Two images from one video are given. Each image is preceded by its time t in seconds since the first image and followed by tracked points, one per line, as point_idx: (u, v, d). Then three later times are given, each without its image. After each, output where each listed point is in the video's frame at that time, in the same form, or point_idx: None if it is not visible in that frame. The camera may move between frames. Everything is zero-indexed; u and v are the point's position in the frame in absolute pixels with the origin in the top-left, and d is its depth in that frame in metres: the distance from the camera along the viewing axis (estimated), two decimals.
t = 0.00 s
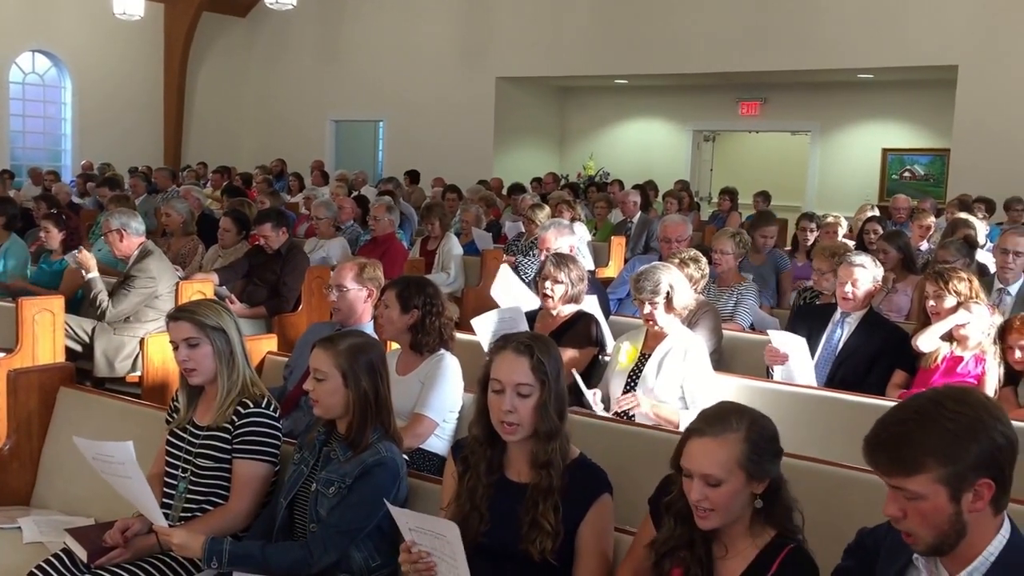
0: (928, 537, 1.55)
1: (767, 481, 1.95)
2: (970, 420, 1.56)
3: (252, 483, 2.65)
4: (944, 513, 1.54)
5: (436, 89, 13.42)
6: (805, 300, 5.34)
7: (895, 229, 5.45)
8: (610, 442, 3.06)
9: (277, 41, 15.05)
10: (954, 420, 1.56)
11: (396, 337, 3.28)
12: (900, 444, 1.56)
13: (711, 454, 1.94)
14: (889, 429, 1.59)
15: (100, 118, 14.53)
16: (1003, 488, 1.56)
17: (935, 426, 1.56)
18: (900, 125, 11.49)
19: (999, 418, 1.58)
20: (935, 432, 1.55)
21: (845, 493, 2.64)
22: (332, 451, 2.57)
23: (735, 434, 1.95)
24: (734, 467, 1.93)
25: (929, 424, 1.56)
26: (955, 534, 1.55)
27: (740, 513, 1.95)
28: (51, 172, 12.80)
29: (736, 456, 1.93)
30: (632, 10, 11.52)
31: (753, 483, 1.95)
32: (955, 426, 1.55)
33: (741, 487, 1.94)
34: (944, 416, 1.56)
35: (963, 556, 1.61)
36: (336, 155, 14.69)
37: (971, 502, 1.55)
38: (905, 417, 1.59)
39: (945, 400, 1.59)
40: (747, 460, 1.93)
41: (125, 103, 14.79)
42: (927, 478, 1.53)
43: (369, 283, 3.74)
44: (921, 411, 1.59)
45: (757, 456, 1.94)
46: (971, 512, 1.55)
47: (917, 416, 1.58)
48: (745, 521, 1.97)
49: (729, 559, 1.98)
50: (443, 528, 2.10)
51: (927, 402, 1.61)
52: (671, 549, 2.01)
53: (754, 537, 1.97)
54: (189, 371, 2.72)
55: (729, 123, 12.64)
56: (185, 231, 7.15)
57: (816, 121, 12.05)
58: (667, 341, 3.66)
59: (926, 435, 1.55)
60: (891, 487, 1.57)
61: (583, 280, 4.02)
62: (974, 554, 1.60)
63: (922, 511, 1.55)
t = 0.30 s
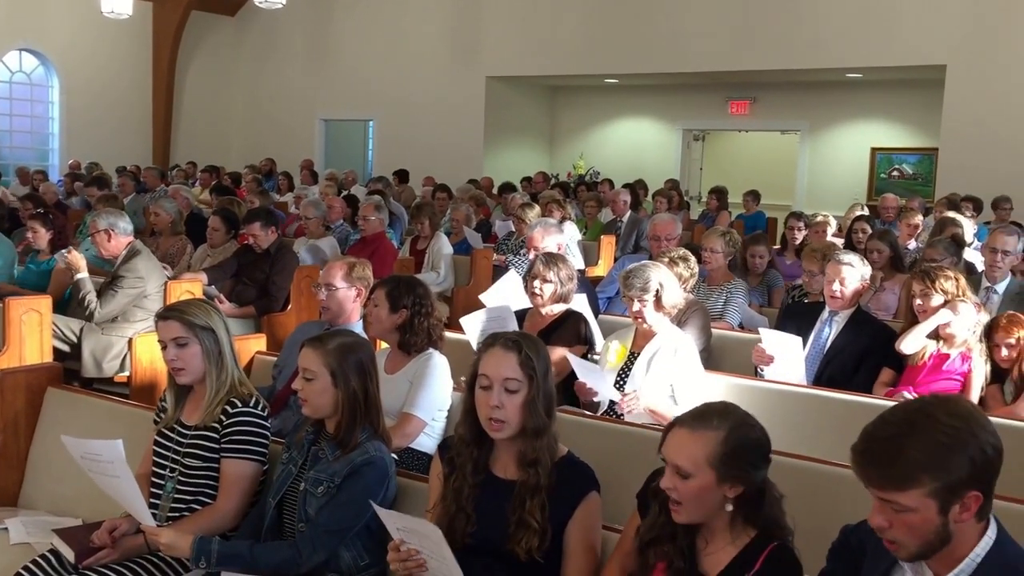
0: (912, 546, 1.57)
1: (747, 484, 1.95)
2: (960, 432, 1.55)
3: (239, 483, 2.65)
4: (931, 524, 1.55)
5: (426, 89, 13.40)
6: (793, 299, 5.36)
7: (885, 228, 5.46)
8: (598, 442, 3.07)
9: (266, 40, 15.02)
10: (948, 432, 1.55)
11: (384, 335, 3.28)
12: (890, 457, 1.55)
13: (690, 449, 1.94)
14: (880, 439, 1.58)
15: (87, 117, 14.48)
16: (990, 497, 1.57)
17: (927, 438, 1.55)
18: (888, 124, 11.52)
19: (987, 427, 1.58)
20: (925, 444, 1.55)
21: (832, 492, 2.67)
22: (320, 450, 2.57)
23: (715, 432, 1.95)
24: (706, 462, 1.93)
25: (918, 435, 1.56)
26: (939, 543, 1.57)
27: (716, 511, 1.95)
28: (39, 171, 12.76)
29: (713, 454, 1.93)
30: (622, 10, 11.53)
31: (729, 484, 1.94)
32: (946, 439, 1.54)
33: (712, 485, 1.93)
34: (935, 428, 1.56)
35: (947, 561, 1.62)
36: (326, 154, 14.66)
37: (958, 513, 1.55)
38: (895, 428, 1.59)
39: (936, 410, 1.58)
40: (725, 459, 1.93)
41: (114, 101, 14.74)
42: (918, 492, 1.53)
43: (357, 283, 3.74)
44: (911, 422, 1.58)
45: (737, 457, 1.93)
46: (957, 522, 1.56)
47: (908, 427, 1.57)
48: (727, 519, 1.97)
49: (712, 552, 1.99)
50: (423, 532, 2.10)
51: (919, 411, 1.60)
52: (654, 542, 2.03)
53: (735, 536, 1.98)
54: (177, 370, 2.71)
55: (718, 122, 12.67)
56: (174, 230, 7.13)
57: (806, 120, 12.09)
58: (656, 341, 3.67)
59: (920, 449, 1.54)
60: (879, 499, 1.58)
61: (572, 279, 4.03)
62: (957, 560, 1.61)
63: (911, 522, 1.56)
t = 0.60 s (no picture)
0: (892, 547, 1.58)
1: (734, 481, 1.96)
2: (934, 434, 1.56)
3: (227, 483, 2.64)
4: (910, 525, 1.56)
5: (415, 89, 13.39)
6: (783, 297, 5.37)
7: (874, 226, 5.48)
8: (587, 440, 3.08)
9: (255, 39, 14.98)
10: (921, 434, 1.56)
11: (373, 335, 3.28)
12: (866, 459, 1.56)
13: (673, 446, 1.95)
14: (855, 442, 1.59)
15: (75, 116, 14.41)
16: (967, 496, 1.58)
17: (902, 439, 1.56)
18: (877, 123, 11.56)
19: (963, 427, 1.58)
20: (901, 447, 1.55)
21: (817, 489, 2.69)
22: (309, 450, 2.56)
23: (697, 430, 1.96)
24: (691, 460, 1.94)
25: (894, 437, 1.56)
26: (919, 544, 1.58)
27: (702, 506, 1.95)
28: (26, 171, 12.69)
29: (698, 453, 1.93)
30: (611, 9, 11.54)
31: (715, 483, 1.95)
32: (919, 441, 1.55)
33: (699, 483, 1.94)
34: (910, 431, 1.56)
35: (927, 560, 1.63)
36: (315, 154, 14.64)
37: (936, 513, 1.56)
38: (871, 428, 1.60)
39: (909, 412, 1.59)
40: (711, 456, 1.94)
41: (102, 101, 14.68)
42: (894, 494, 1.54)
43: (346, 282, 3.74)
44: (887, 425, 1.59)
45: (723, 455, 1.94)
46: (935, 522, 1.57)
47: (883, 429, 1.58)
48: (712, 514, 1.98)
49: (697, 548, 1.99)
50: (407, 540, 2.10)
51: (892, 413, 1.61)
52: (639, 539, 2.04)
53: (720, 533, 1.98)
54: (166, 370, 2.70)
55: (708, 121, 12.69)
56: (162, 230, 7.11)
57: (795, 118, 12.12)
58: (645, 339, 3.68)
59: (895, 450, 1.55)
60: (858, 501, 1.58)
61: (561, 278, 4.04)
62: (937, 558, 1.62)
63: (889, 524, 1.57)
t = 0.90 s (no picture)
0: (873, 547, 1.60)
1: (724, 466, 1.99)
2: (908, 434, 1.57)
3: (215, 482, 2.64)
4: (888, 525, 1.58)
5: (404, 88, 13.38)
6: (772, 296, 5.39)
7: (862, 225, 5.50)
8: (574, 437, 3.09)
9: (244, 37, 14.94)
10: (896, 435, 1.57)
11: (362, 335, 3.27)
12: (842, 460, 1.57)
13: (671, 441, 1.96)
14: (832, 445, 1.60)
15: (62, 115, 14.35)
16: (943, 494, 1.59)
17: (877, 439, 1.57)
18: (866, 122, 11.60)
19: (937, 425, 1.60)
20: (877, 447, 1.56)
21: (803, 486, 2.71)
22: (297, 449, 2.56)
23: (694, 421, 1.97)
24: (693, 452, 1.96)
25: (871, 439, 1.57)
26: (898, 543, 1.60)
27: (701, 499, 1.98)
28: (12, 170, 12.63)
29: (697, 443, 1.96)
30: (601, 9, 11.54)
31: (710, 469, 1.98)
32: (894, 441, 1.56)
33: (697, 474, 1.97)
34: (886, 431, 1.57)
35: (908, 558, 1.65)
36: (304, 153, 14.60)
37: (913, 511, 1.58)
38: (848, 428, 1.60)
39: (885, 413, 1.60)
40: (706, 447, 1.96)
41: (89, 100, 14.62)
42: (872, 495, 1.55)
43: (335, 281, 3.74)
44: (862, 425, 1.60)
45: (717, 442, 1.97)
46: (913, 520, 1.59)
47: (860, 430, 1.59)
48: (701, 508, 1.99)
49: (681, 546, 2.00)
50: (387, 541, 2.11)
51: (868, 413, 1.62)
52: (624, 541, 2.04)
53: (708, 524, 1.99)
54: (172, 372, 2.70)
55: (698, 120, 12.71)
56: (150, 230, 7.11)
57: (784, 118, 12.15)
58: (634, 337, 3.70)
59: (872, 449, 1.56)
60: (837, 503, 1.59)
61: (550, 277, 4.04)
62: (917, 557, 1.64)
63: (867, 524, 1.58)
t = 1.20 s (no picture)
0: (858, 545, 1.60)
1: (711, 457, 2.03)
2: (893, 432, 1.58)
3: (203, 482, 2.64)
4: (873, 523, 1.58)
5: (394, 88, 13.37)
6: (760, 295, 5.42)
7: (851, 224, 5.51)
8: (561, 436, 3.11)
9: (232, 36, 14.89)
10: (880, 433, 1.58)
11: (351, 334, 3.27)
12: (827, 459, 1.58)
13: (657, 436, 1.98)
14: (817, 444, 1.60)
15: (49, 115, 14.30)
16: (928, 492, 1.60)
17: (861, 438, 1.58)
18: (854, 121, 11.64)
19: (921, 423, 1.61)
20: (862, 445, 1.57)
21: (789, 484, 2.73)
22: (285, 448, 2.56)
23: (680, 415, 2.00)
24: (683, 446, 1.99)
25: (855, 437, 1.58)
26: (883, 541, 1.60)
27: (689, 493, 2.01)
28: None
29: (688, 437, 1.99)
30: (590, 8, 11.55)
31: (697, 460, 2.01)
32: (879, 439, 1.57)
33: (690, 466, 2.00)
34: (870, 429, 1.58)
35: (893, 555, 1.66)
36: (294, 152, 14.57)
37: (898, 509, 1.58)
38: (834, 426, 1.61)
39: (870, 411, 1.61)
40: (694, 439, 2.00)
41: (76, 99, 14.57)
42: (857, 492, 1.56)
43: (324, 279, 3.73)
44: (847, 424, 1.61)
45: (703, 430, 2.02)
46: (898, 518, 1.59)
47: (845, 428, 1.60)
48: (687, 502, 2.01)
49: (666, 543, 2.01)
50: (380, 534, 2.11)
51: (853, 410, 1.63)
52: (609, 545, 2.02)
53: (693, 516, 2.01)
54: (160, 372, 2.69)
55: (687, 119, 12.73)
56: (138, 229, 7.09)
57: (773, 117, 12.18)
58: (623, 336, 3.71)
59: (857, 447, 1.57)
60: (823, 501, 1.60)
61: (539, 276, 4.05)
62: (901, 554, 1.65)
63: (852, 522, 1.59)
